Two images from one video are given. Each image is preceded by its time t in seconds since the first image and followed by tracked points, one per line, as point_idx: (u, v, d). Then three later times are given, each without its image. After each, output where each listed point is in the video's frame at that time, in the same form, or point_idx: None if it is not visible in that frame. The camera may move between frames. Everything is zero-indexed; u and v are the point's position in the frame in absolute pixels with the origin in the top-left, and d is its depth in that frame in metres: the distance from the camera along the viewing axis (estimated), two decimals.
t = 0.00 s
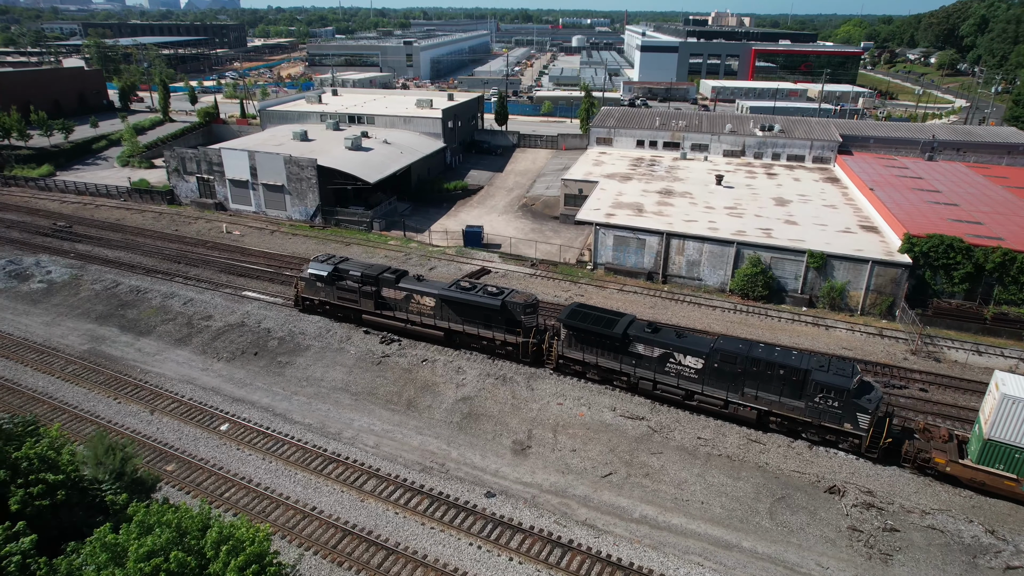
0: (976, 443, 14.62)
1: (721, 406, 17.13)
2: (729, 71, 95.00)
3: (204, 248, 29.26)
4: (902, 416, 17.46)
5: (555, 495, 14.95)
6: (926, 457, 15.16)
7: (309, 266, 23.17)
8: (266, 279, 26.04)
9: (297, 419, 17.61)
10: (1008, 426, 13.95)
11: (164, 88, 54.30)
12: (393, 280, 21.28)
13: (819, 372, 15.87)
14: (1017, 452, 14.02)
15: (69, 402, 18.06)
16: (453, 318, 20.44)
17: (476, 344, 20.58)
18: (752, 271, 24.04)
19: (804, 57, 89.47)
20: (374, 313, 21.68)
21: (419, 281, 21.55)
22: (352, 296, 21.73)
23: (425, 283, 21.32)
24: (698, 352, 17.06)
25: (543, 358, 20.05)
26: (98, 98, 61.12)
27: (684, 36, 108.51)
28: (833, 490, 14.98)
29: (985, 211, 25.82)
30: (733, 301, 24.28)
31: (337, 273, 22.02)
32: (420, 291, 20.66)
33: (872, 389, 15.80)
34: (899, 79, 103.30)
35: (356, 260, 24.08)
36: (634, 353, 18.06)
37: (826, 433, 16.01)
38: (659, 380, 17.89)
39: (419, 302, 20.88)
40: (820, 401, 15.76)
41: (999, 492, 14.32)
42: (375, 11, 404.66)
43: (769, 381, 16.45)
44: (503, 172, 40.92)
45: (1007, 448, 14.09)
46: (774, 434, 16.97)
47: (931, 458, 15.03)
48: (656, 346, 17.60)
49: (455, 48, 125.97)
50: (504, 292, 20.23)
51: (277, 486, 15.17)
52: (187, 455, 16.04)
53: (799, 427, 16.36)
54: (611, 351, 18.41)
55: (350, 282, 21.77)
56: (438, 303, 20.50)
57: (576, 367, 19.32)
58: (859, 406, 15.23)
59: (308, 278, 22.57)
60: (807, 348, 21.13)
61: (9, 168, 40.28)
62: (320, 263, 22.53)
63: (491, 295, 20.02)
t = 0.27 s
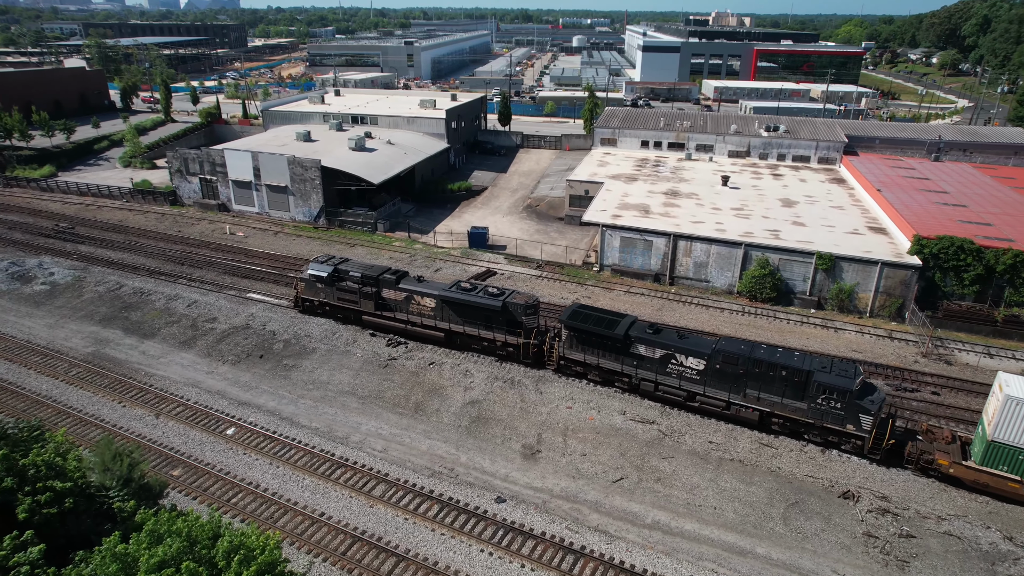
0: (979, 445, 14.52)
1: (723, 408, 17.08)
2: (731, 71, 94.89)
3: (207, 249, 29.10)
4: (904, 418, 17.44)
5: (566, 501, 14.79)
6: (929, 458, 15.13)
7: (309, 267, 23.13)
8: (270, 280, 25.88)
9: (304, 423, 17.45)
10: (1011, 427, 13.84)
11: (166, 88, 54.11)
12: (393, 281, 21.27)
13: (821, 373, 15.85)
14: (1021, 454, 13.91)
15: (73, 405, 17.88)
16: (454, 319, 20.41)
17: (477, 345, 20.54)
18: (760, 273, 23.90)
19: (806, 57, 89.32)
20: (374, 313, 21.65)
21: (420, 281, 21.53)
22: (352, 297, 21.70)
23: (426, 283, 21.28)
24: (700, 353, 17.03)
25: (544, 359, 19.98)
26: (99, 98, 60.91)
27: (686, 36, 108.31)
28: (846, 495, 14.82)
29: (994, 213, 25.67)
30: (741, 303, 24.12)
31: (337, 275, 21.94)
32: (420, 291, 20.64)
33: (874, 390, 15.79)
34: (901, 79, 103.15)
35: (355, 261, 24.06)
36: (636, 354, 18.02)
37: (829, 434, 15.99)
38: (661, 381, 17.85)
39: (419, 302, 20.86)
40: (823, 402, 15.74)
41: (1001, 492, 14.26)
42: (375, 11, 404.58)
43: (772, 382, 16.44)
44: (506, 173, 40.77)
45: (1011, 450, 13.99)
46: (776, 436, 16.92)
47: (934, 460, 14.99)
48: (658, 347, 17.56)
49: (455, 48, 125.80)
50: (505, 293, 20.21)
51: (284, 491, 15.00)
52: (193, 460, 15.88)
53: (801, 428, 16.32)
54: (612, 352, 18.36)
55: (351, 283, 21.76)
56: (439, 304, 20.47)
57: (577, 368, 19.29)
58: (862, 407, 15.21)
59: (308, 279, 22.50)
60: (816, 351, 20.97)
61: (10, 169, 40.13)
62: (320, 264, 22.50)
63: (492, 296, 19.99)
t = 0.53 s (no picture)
0: (982, 446, 14.41)
1: (725, 409, 17.02)
2: (733, 71, 94.81)
3: (211, 251, 28.93)
4: (908, 419, 17.38)
5: (577, 506, 14.62)
6: (932, 460, 15.07)
7: (308, 268, 23.04)
8: (274, 282, 25.73)
9: (311, 427, 17.28)
10: (1015, 429, 13.72)
11: (168, 89, 53.92)
12: (393, 282, 21.18)
13: (823, 374, 15.78)
14: None
15: (77, 409, 17.72)
16: (454, 320, 20.34)
17: (477, 346, 20.46)
18: (768, 275, 23.74)
19: (808, 57, 89.27)
20: (374, 314, 21.56)
21: (420, 282, 21.45)
22: (352, 298, 21.61)
23: (426, 284, 21.20)
24: (701, 354, 16.97)
25: (545, 360, 19.91)
26: (100, 99, 60.75)
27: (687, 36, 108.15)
28: (860, 500, 14.66)
29: (1002, 214, 25.53)
30: (749, 305, 23.96)
31: (336, 276, 21.83)
32: (420, 292, 20.55)
33: (877, 392, 15.73)
34: (903, 79, 103.12)
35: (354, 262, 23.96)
36: (637, 355, 17.94)
37: (831, 436, 15.91)
38: (662, 382, 17.79)
39: (419, 303, 20.76)
40: (825, 404, 15.66)
41: (1004, 494, 14.18)
42: (375, 11, 404.42)
43: (774, 383, 16.37)
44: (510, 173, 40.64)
45: (1014, 452, 13.86)
46: (778, 437, 16.86)
47: (937, 461, 14.94)
48: (659, 348, 17.48)
49: (456, 48, 125.77)
50: (505, 293, 20.12)
51: (292, 496, 14.83)
52: (199, 464, 15.72)
53: (803, 430, 16.25)
54: (613, 353, 18.27)
55: (350, 284, 21.66)
56: (439, 304, 20.38)
57: (578, 369, 19.21)
58: (864, 408, 15.15)
59: (308, 280, 22.42)
60: (825, 353, 20.80)
61: (12, 170, 39.98)
62: (319, 265, 22.40)
63: (492, 297, 19.90)
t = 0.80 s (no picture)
0: (985, 447, 14.46)
1: (726, 409, 16.99)
2: (735, 71, 94.71)
3: (214, 252, 28.77)
4: (911, 420, 17.33)
5: (588, 511, 14.44)
6: (933, 461, 15.06)
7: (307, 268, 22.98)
8: (278, 283, 25.58)
9: (318, 430, 17.10)
10: (1017, 430, 13.77)
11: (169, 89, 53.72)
12: (393, 282, 21.15)
13: (825, 375, 15.77)
14: None
15: (81, 412, 17.55)
16: (454, 320, 20.29)
17: (477, 347, 20.39)
18: (776, 276, 23.58)
19: (810, 57, 89.09)
20: (374, 315, 21.51)
21: (420, 283, 21.39)
22: (352, 298, 21.55)
23: (426, 284, 21.14)
24: (703, 355, 16.97)
25: (545, 361, 19.87)
26: (101, 99, 60.57)
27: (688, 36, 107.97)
28: (875, 505, 14.50)
29: (1011, 215, 25.40)
30: (757, 306, 23.79)
31: (336, 276, 21.76)
32: (420, 293, 20.49)
33: (878, 392, 15.72)
34: (905, 79, 102.91)
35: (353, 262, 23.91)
36: (638, 356, 17.95)
37: (833, 437, 15.85)
38: (664, 383, 17.77)
39: (419, 304, 20.69)
40: (827, 405, 15.60)
41: (1006, 495, 14.19)
42: (375, 11, 404.11)
43: (775, 384, 16.37)
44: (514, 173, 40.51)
45: (1017, 452, 13.93)
46: (779, 438, 16.82)
47: (939, 462, 14.93)
48: (660, 349, 17.49)
49: (457, 48, 125.55)
50: (506, 294, 20.05)
51: (299, 501, 14.66)
52: (205, 469, 15.56)
53: (805, 430, 16.19)
54: (614, 353, 18.27)
55: (350, 284, 21.60)
56: (439, 305, 20.31)
57: (578, 370, 19.20)
58: (867, 409, 15.12)
59: (307, 280, 22.34)
60: (835, 355, 20.62)
61: (13, 170, 39.82)
62: (318, 265, 22.33)
63: (493, 298, 19.84)
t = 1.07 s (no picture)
0: (987, 448, 14.46)
1: (727, 410, 16.89)
2: (736, 71, 94.64)
3: (217, 253, 28.61)
4: (913, 420, 17.25)
5: (598, 516, 14.26)
6: (936, 461, 15.02)
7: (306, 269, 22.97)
8: (282, 285, 25.42)
9: (324, 434, 16.93)
10: (1020, 431, 13.77)
11: (171, 89, 53.56)
12: (392, 283, 21.10)
13: (827, 375, 15.70)
14: None
15: (85, 416, 17.39)
16: (453, 321, 20.20)
17: (477, 347, 20.30)
18: (784, 278, 23.41)
19: (812, 57, 88.95)
20: (373, 316, 21.49)
21: (419, 283, 21.30)
22: (351, 299, 21.54)
23: (425, 285, 21.07)
24: (703, 355, 16.87)
25: (545, 362, 19.76)
26: (103, 99, 60.43)
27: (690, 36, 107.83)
28: (888, 510, 14.33)
29: (1019, 216, 25.26)
30: (764, 308, 23.63)
31: (335, 276, 21.77)
32: (419, 293, 20.45)
33: (879, 393, 15.69)
34: (907, 79, 102.77)
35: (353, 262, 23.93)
36: (638, 356, 17.84)
37: (834, 437, 15.80)
38: (664, 383, 17.67)
39: (418, 304, 20.65)
40: (828, 405, 15.54)
41: (1009, 496, 14.16)
42: (375, 11, 404.05)
43: (776, 384, 16.26)
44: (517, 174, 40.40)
45: (1018, 453, 13.93)
46: (780, 439, 16.73)
47: (942, 463, 14.91)
48: (661, 349, 17.38)
49: (458, 47, 125.42)
50: (506, 294, 19.94)
51: (306, 506, 14.48)
52: (211, 473, 15.39)
53: (806, 431, 16.12)
54: (614, 354, 18.17)
55: (349, 284, 21.59)
56: (439, 306, 20.23)
57: (578, 371, 19.10)
58: (868, 410, 15.08)
59: (305, 281, 22.34)
60: (844, 357, 20.45)
61: (15, 171, 39.69)
62: (317, 265, 22.33)
63: (492, 298, 19.74)
